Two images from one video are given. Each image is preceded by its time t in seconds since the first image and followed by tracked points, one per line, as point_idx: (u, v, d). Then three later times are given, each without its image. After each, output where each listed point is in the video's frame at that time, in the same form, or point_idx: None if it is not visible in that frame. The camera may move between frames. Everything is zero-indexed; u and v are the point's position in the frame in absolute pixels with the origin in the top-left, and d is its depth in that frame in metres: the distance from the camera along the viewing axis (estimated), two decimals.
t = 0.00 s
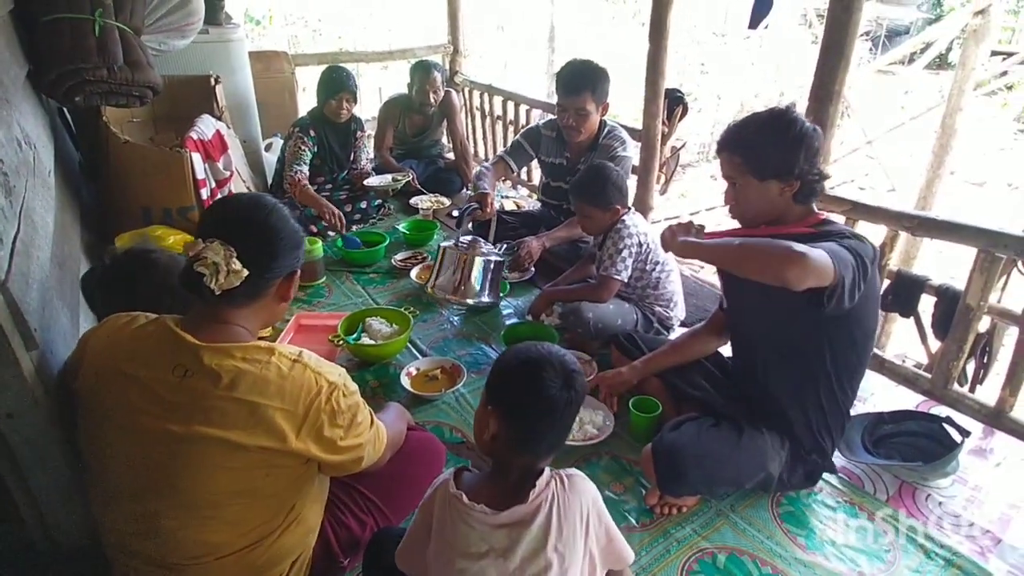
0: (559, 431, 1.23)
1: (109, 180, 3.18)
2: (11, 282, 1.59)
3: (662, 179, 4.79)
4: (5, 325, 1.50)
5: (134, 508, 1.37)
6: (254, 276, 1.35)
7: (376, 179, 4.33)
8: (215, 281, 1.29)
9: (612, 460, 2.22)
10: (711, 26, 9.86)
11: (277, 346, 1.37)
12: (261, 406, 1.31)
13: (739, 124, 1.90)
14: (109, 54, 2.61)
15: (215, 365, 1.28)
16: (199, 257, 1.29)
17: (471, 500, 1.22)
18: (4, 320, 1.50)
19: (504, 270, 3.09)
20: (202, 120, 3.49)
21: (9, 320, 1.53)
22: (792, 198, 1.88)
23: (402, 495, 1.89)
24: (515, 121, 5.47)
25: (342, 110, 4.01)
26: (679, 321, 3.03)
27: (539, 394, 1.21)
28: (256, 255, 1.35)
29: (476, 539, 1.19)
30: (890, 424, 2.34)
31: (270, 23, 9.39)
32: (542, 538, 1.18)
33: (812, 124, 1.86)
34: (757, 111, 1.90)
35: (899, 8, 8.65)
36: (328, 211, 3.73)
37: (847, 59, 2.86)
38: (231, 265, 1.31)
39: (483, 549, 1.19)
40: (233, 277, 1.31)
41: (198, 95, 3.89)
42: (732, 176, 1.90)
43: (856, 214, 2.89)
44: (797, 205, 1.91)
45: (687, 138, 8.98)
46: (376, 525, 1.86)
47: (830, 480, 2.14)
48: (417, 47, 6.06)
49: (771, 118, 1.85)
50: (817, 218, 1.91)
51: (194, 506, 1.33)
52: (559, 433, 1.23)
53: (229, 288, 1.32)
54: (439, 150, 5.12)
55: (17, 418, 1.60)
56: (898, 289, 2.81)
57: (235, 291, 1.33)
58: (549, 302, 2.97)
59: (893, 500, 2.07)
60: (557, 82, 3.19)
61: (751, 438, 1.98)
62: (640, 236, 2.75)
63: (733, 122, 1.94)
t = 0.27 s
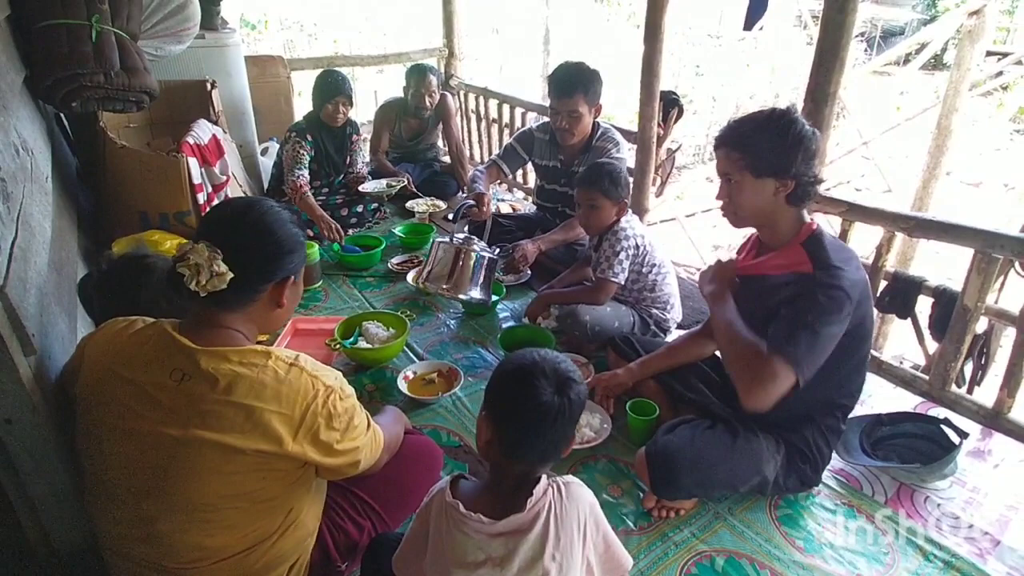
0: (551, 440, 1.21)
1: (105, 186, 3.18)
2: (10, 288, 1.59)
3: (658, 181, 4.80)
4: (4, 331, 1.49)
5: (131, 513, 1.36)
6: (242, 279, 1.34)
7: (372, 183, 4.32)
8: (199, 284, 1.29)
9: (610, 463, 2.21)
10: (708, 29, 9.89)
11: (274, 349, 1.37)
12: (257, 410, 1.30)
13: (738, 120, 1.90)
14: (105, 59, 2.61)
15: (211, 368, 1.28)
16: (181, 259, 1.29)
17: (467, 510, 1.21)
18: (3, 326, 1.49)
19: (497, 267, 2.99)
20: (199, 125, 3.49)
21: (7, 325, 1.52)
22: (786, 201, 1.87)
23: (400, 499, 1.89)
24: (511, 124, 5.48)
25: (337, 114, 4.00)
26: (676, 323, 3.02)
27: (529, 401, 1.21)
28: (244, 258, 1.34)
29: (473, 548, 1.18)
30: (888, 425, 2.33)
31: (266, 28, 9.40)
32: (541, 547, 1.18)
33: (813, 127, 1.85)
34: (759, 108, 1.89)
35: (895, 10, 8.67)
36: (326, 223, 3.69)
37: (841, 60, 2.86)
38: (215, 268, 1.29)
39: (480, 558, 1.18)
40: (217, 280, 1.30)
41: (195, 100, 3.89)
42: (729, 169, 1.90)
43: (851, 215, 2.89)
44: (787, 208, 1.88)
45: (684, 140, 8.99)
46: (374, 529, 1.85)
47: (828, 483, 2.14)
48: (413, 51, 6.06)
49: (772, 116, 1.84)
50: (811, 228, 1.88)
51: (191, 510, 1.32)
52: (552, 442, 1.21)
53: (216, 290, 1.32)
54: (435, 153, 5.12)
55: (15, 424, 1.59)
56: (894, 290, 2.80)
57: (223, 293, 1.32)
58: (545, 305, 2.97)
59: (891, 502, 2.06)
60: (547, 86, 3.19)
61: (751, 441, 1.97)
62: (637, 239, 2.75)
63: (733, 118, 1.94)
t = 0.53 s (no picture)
0: (545, 446, 1.21)
1: (106, 190, 3.18)
2: (12, 292, 1.58)
3: (658, 183, 4.80)
4: (6, 335, 1.49)
5: (134, 515, 1.36)
6: (243, 284, 1.33)
7: (371, 186, 4.32)
8: (196, 289, 1.28)
9: (611, 465, 2.20)
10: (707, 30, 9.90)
11: (277, 356, 1.36)
12: (260, 416, 1.29)
13: (735, 124, 1.89)
14: (105, 63, 2.61)
15: (214, 374, 1.28)
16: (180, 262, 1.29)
17: (466, 518, 1.20)
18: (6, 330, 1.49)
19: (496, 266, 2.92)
20: (198, 129, 3.50)
21: (10, 329, 1.52)
22: (781, 207, 1.87)
23: (402, 503, 1.88)
24: (511, 127, 5.48)
25: (336, 117, 4.00)
26: (676, 325, 3.02)
27: (523, 406, 1.22)
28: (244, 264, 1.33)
29: (473, 557, 1.17)
30: (890, 427, 2.33)
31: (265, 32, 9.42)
32: (541, 555, 1.17)
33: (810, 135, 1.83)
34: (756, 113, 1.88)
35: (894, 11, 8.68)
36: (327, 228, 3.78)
37: (841, 62, 2.86)
38: (212, 273, 1.29)
39: (480, 567, 1.17)
40: (216, 286, 1.30)
41: (194, 104, 3.89)
42: (724, 174, 1.89)
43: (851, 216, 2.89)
44: (781, 215, 1.88)
45: (684, 142, 9.00)
46: (375, 532, 1.85)
47: (830, 484, 2.13)
48: (412, 54, 6.07)
49: (768, 122, 1.83)
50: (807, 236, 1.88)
51: (192, 515, 1.32)
52: (545, 448, 1.21)
53: (215, 294, 1.32)
54: (435, 156, 5.12)
55: (17, 428, 1.59)
56: (895, 291, 2.80)
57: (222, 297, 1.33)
58: (545, 308, 2.97)
59: (893, 504, 2.05)
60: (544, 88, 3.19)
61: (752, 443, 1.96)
62: (639, 241, 2.75)
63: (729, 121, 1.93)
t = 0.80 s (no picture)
0: (545, 446, 1.21)
1: (109, 190, 3.19)
2: (16, 292, 1.58)
3: (662, 182, 4.78)
4: (11, 335, 1.49)
5: (138, 517, 1.36)
6: (246, 287, 1.34)
7: (375, 186, 4.32)
8: (201, 293, 1.28)
9: (615, 464, 2.20)
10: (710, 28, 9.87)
11: (280, 358, 1.36)
12: (263, 419, 1.29)
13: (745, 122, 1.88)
14: (109, 63, 2.61)
15: (217, 377, 1.28)
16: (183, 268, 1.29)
17: (468, 519, 1.20)
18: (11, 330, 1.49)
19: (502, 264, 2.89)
20: (202, 128, 3.50)
21: (15, 329, 1.52)
22: (787, 208, 1.86)
23: (406, 502, 1.88)
24: (514, 126, 5.47)
25: (339, 117, 4.00)
26: (680, 324, 3.01)
27: (521, 407, 1.22)
28: (247, 267, 1.33)
29: (475, 558, 1.18)
30: (895, 426, 2.32)
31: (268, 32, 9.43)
32: (544, 556, 1.17)
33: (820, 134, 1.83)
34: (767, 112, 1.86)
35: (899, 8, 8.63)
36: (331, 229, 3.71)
37: (846, 59, 2.85)
38: (216, 276, 1.29)
39: (483, 568, 1.17)
40: (220, 289, 1.30)
41: (198, 104, 3.90)
42: (732, 172, 1.88)
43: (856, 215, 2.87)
44: (786, 215, 1.87)
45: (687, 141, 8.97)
46: (380, 532, 1.85)
47: (834, 483, 2.12)
48: (415, 53, 6.06)
49: (779, 121, 1.81)
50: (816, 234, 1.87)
51: (196, 517, 1.32)
52: (544, 447, 1.21)
53: (220, 298, 1.32)
54: (438, 155, 5.11)
55: (22, 427, 1.59)
56: (900, 290, 2.79)
57: (228, 301, 1.32)
58: (549, 307, 2.97)
59: (898, 503, 2.05)
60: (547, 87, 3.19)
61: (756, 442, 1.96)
62: (643, 240, 2.74)
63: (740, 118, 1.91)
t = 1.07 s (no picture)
0: (546, 442, 1.21)
1: (112, 188, 3.20)
2: (20, 289, 1.59)
3: (664, 178, 4.77)
4: (14, 332, 1.49)
5: (138, 516, 1.37)
6: (238, 283, 1.34)
7: (377, 183, 4.32)
8: (194, 295, 1.29)
9: (617, 461, 2.20)
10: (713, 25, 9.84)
11: (276, 355, 1.37)
12: (260, 417, 1.30)
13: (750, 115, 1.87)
14: (110, 61, 2.61)
15: (211, 376, 1.28)
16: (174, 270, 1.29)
17: (471, 517, 1.21)
18: (13, 327, 1.50)
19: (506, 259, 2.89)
20: (203, 126, 3.50)
21: (18, 327, 1.52)
22: (788, 202, 1.86)
23: (407, 498, 1.88)
24: (516, 122, 5.46)
25: (341, 114, 4.00)
26: (683, 321, 3.01)
27: (522, 403, 1.22)
28: (236, 263, 1.33)
29: (478, 556, 1.18)
30: (897, 422, 2.32)
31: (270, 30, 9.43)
32: (547, 553, 1.17)
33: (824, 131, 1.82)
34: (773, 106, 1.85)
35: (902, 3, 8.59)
36: (334, 215, 3.75)
37: (848, 54, 2.83)
38: (210, 276, 1.29)
39: (486, 566, 1.17)
40: (215, 288, 1.30)
41: (199, 102, 3.90)
42: (735, 164, 1.88)
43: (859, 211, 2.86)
44: (789, 210, 1.87)
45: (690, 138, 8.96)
46: (382, 528, 1.85)
47: (836, 480, 2.12)
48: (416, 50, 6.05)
49: (784, 115, 1.80)
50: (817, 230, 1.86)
51: (196, 516, 1.33)
52: (546, 443, 1.21)
53: (215, 297, 1.32)
54: (440, 152, 5.11)
55: (26, 425, 1.60)
56: (903, 286, 2.78)
57: (222, 301, 1.33)
58: (551, 304, 2.97)
59: (901, 499, 2.05)
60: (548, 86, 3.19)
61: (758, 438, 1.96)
62: (644, 236, 2.74)
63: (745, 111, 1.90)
